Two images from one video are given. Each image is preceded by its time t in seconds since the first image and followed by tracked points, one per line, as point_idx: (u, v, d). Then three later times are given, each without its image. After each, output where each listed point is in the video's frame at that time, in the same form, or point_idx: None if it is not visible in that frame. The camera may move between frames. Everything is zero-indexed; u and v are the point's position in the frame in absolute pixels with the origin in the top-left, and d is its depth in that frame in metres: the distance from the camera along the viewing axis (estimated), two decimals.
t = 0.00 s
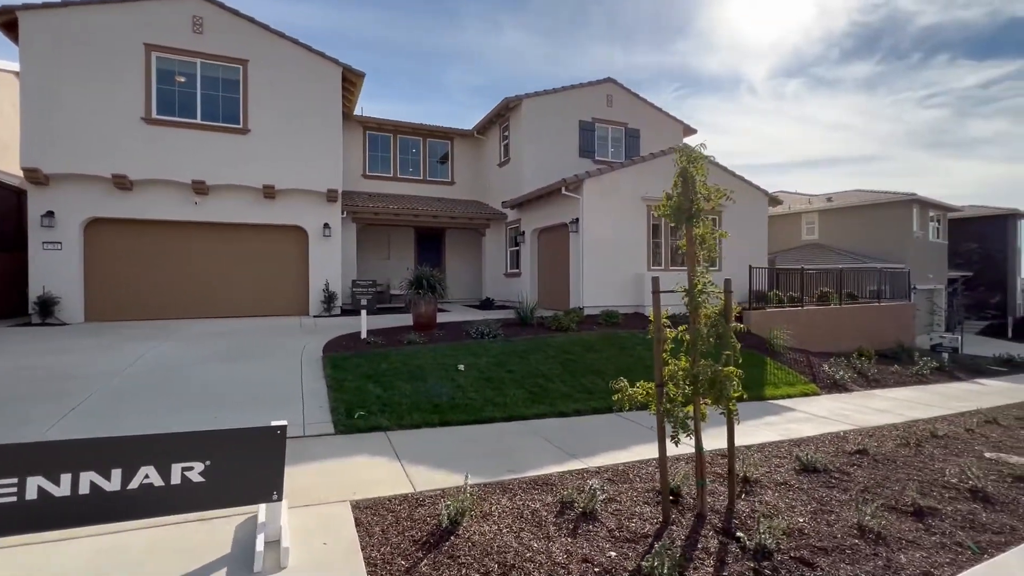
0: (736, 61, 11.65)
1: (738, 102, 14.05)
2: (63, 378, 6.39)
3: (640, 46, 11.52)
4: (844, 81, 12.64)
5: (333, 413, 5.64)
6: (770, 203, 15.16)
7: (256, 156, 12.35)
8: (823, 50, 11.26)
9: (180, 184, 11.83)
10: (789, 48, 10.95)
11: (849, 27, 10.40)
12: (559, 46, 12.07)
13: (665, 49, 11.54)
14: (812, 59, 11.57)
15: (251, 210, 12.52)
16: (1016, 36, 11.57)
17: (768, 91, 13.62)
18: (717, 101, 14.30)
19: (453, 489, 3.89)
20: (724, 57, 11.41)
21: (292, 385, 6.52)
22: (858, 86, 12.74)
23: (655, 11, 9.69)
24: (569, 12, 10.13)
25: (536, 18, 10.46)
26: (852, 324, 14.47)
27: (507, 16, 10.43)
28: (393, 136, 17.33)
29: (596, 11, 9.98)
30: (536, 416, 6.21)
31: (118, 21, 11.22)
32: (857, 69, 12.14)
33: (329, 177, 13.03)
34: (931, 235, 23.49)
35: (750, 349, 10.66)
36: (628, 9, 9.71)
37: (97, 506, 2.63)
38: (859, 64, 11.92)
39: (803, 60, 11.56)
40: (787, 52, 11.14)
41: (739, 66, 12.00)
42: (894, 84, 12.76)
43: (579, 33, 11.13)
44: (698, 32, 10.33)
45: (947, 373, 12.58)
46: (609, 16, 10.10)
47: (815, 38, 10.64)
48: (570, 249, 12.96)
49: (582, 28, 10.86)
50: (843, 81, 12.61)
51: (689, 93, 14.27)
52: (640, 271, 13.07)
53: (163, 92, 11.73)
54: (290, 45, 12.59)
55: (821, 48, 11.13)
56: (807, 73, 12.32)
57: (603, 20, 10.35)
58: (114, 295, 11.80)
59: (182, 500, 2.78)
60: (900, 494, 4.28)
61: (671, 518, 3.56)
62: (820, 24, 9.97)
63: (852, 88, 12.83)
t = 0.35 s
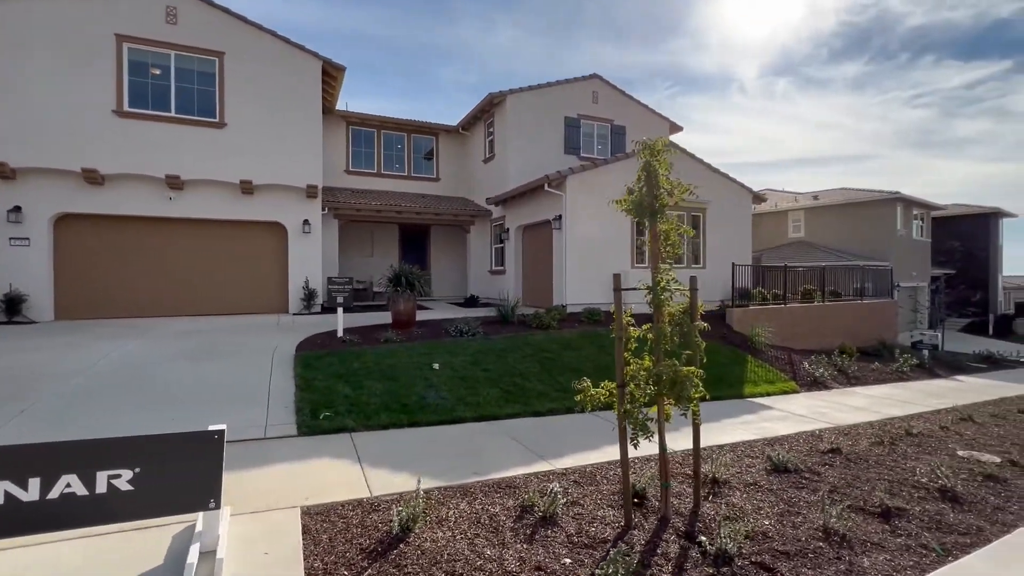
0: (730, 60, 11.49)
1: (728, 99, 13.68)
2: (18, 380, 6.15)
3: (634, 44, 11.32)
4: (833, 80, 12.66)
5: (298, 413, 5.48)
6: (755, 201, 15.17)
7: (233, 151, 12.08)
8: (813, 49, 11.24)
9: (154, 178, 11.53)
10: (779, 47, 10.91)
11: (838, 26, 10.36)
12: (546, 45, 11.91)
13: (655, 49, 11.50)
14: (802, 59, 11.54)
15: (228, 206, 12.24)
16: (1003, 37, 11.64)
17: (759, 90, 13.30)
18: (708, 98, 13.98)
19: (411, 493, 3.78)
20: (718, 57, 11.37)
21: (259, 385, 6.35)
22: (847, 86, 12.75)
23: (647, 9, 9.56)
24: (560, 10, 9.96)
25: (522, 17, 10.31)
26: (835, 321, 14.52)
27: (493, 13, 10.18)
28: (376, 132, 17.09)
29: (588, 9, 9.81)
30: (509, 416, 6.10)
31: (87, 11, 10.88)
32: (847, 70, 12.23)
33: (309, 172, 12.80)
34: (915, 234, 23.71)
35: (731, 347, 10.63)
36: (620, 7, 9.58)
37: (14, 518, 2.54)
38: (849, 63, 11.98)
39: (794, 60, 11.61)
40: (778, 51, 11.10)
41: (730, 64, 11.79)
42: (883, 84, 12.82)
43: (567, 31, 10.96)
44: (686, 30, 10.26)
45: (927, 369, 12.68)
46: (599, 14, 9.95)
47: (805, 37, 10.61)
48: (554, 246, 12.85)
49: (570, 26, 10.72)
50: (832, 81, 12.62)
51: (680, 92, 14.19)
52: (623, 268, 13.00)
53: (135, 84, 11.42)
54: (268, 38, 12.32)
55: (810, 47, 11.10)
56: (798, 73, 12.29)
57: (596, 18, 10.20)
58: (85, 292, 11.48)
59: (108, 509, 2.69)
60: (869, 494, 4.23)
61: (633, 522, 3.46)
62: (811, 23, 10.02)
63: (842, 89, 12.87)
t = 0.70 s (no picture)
0: (726, 57, 11.33)
1: (723, 96, 13.52)
2: None
3: (629, 41, 11.14)
4: (827, 79, 12.62)
5: (267, 412, 5.33)
6: (744, 197, 15.11)
7: (215, 145, 11.87)
8: (808, 48, 11.18)
9: (133, 173, 11.30)
10: (774, 45, 10.83)
11: (834, 26, 10.29)
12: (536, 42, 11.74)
13: (647, 46, 11.34)
14: (797, 57, 11.47)
15: (210, 201, 12.03)
16: (996, 35, 11.61)
17: (753, 89, 13.21)
18: (702, 95, 13.87)
19: (374, 493, 3.65)
20: (714, 56, 11.25)
21: (231, 383, 6.20)
22: (841, 84, 12.70)
23: (642, 8, 9.43)
24: (553, 8, 9.80)
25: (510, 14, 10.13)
26: (824, 318, 14.47)
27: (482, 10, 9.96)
28: (364, 127, 16.88)
29: (581, 7, 9.67)
30: (487, 414, 5.99)
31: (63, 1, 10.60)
32: (842, 68, 12.18)
33: (293, 167, 12.59)
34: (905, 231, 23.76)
35: (718, 344, 10.56)
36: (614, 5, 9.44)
37: None
38: (844, 62, 11.91)
39: (789, 58, 11.55)
40: (772, 50, 11.02)
41: (727, 59, 11.46)
42: (877, 83, 12.76)
43: (559, 27, 10.76)
44: (679, 28, 10.13)
45: (914, 366, 12.68)
46: (591, 11, 9.80)
47: (800, 36, 10.52)
48: (541, 243, 12.73)
49: (563, 23, 10.52)
50: (825, 79, 12.57)
51: (676, 90, 14.04)
52: (612, 264, 12.91)
53: (113, 76, 11.16)
54: (251, 31, 12.09)
55: (806, 46, 11.02)
56: (792, 71, 12.23)
57: (591, 15, 10.01)
58: (62, 288, 11.25)
59: (36, 513, 2.53)
60: (845, 493, 4.14)
61: (601, 523, 3.35)
62: (805, 22, 9.93)
63: (837, 88, 12.93)
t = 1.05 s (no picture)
0: (725, 56, 11.25)
1: (721, 95, 13.41)
2: None
3: (627, 39, 11.03)
4: (826, 78, 12.56)
5: (239, 411, 5.21)
6: (737, 194, 15.02)
7: (201, 141, 11.72)
8: (808, 47, 11.11)
9: (117, 169, 11.13)
10: (773, 44, 10.74)
11: (834, 24, 10.21)
12: (530, 40, 11.62)
13: (643, 44, 11.18)
14: (796, 55, 11.38)
15: (196, 198, 11.88)
16: (995, 34, 11.55)
17: (753, 87, 13.08)
18: (701, 94, 13.76)
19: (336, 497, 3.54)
20: (712, 54, 11.14)
21: (205, 381, 6.08)
22: (839, 83, 12.64)
23: (642, 7, 9.33)
24: (552, 6, 9.68)
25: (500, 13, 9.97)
26: (816, 317, 14.38)
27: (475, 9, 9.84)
28: (355, 124, 16.72)
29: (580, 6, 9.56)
30: (466, 414, 5.89)
31: None
32: (840, 67, 12.06)
33: (280, 164, 12.44)
34: (900, 229, 23.69)
35: (708, 342, 10.46)
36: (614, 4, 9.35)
37: None
38: (843, 60, 11.79)
39: (788, 56, 11.44)
40: (772, 48, 10.93)
41: (726, 58, 11.40)
42: (875, 82, 12.65)
43: (551, 24, 10.61)
44: (675, 25, 9.98)
45: (905, 365, 12.61)
46: (589, 10, 9.70)
47: (801, 34, 10.44)
48: (531, 240, 12.63)
49: (556, 20, 10.34)
50: (825, 77, 12.51)
51: (675, 88, 13.88)
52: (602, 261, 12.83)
53: (96, 70, 10.98)
54: (238, 26, 11.94)
55: (806, 44, 10.93)
56: (791, 69, 12.15)
57: (589, 13, 9.84)
58: (45, 286, 11.09)
59: None
60: (824, 495, 4.05)
61: (567, 528, 3.24)
62: (804, 19, 9.80)
63: (836, 86, 12.84)
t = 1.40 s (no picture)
0: (728, 54, 11.13)
1: (722, 94, 13.30)
2: None
3: (629, 39, 10.91)
4: (828, 77, 12.46)
5: (213, 410, 5.13)
6: (732, 191, 14.90)
7: (191, 138, 11.64)
8: (810, 46, 11.02)
9: (105, 166, 11.05)
10: (774, 43, 10.64)
11: (836, 23, 10.11)
12: (523, 37, 11.50)
13: (643, 42, 11.05)
14: (798, 54, 11.29)
15: (186, 195, 11.80)
16: (999, 32, 11.42)
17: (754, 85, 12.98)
18: (702, 93, 13.64)
19: (298, 499, 3.45)
20: (713, 53, 11.02)
21: (183, 380, 6.00)
22: (841, 82, 12.52)
23: (643, 5, 9.23)
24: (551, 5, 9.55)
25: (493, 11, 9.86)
26: (813, 315, 14.25)
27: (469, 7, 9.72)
28: (349, 121, 16.63)
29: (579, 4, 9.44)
30: (445, 412, 5.80)
31: None
32: (842, 65, 11.95)
33: (270, 161, 12.35)
34: (900, 228, 23.53)
35: (700, 341, 10.36)
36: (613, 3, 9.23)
37: None
38: (845, 59, 11.69)
39: (790, 55, 11.35)
40: (773, 47, 10.83)
41: (726, 57, 11.30)
42: (877, 80, 12.54)
43: (546, 23, 10.50)
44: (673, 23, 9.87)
45: (902, 364, 12.49)
46: (588, 8, 9.58)
47: (802, 33, 10.33)
48: (523, 238, 12.54)
49: (551, 18, 10.22)
50: (827, 76, 12.40)
51: (677, 87, 13.74)
52: (595, 259, 12.75)
53: (84, 66, 10.89)
54: (228, 22, 11.83)
55: (809, 43, 10.82)
56: (793, 68, 12.05)
57: (587, 11, 9.74)
58: (33, 284, 11.00)
59: None
60: (802, 497, 3.94)
61: (532, 530, 3.16)
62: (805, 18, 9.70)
63: (837, 85, 12.73)
